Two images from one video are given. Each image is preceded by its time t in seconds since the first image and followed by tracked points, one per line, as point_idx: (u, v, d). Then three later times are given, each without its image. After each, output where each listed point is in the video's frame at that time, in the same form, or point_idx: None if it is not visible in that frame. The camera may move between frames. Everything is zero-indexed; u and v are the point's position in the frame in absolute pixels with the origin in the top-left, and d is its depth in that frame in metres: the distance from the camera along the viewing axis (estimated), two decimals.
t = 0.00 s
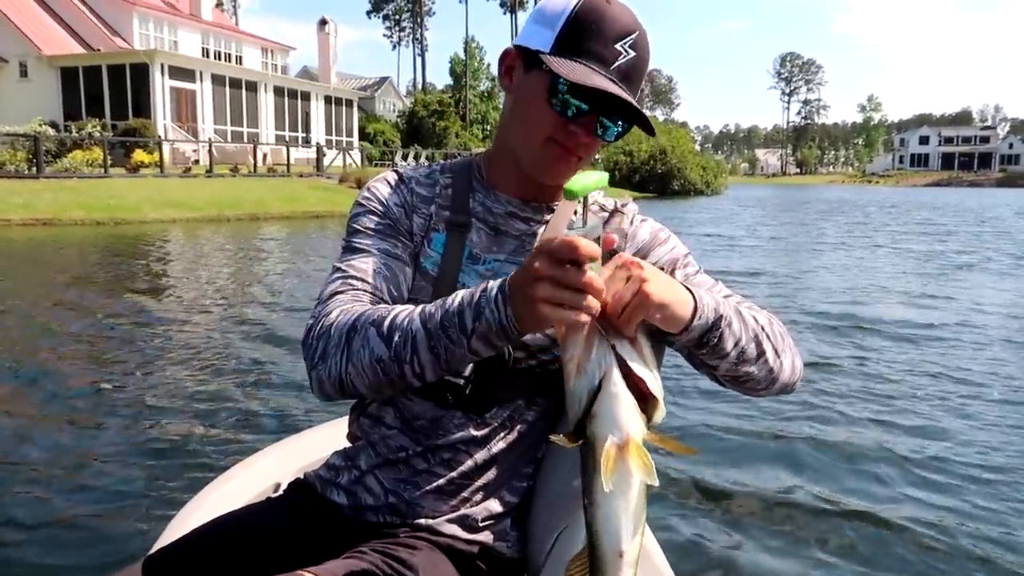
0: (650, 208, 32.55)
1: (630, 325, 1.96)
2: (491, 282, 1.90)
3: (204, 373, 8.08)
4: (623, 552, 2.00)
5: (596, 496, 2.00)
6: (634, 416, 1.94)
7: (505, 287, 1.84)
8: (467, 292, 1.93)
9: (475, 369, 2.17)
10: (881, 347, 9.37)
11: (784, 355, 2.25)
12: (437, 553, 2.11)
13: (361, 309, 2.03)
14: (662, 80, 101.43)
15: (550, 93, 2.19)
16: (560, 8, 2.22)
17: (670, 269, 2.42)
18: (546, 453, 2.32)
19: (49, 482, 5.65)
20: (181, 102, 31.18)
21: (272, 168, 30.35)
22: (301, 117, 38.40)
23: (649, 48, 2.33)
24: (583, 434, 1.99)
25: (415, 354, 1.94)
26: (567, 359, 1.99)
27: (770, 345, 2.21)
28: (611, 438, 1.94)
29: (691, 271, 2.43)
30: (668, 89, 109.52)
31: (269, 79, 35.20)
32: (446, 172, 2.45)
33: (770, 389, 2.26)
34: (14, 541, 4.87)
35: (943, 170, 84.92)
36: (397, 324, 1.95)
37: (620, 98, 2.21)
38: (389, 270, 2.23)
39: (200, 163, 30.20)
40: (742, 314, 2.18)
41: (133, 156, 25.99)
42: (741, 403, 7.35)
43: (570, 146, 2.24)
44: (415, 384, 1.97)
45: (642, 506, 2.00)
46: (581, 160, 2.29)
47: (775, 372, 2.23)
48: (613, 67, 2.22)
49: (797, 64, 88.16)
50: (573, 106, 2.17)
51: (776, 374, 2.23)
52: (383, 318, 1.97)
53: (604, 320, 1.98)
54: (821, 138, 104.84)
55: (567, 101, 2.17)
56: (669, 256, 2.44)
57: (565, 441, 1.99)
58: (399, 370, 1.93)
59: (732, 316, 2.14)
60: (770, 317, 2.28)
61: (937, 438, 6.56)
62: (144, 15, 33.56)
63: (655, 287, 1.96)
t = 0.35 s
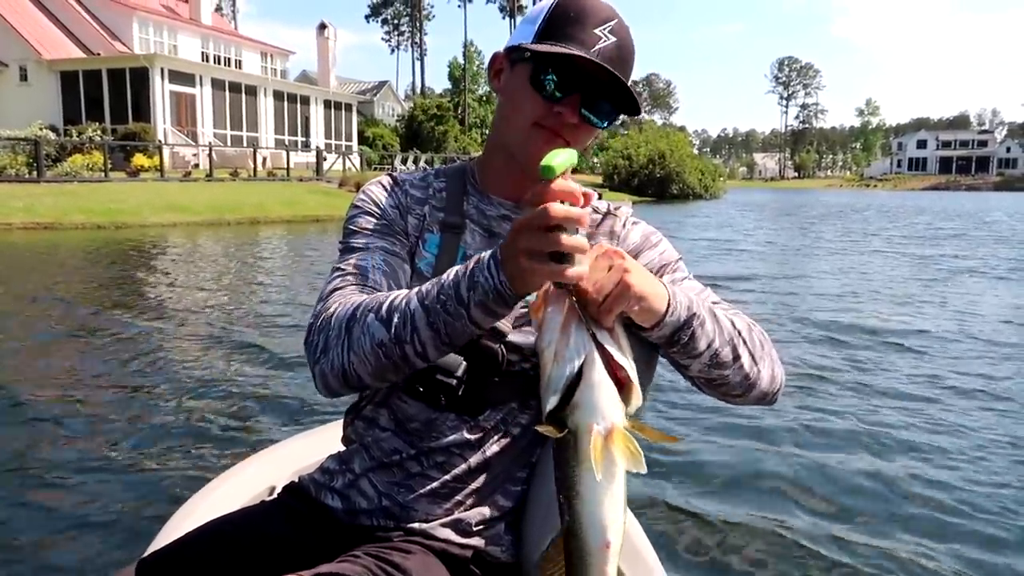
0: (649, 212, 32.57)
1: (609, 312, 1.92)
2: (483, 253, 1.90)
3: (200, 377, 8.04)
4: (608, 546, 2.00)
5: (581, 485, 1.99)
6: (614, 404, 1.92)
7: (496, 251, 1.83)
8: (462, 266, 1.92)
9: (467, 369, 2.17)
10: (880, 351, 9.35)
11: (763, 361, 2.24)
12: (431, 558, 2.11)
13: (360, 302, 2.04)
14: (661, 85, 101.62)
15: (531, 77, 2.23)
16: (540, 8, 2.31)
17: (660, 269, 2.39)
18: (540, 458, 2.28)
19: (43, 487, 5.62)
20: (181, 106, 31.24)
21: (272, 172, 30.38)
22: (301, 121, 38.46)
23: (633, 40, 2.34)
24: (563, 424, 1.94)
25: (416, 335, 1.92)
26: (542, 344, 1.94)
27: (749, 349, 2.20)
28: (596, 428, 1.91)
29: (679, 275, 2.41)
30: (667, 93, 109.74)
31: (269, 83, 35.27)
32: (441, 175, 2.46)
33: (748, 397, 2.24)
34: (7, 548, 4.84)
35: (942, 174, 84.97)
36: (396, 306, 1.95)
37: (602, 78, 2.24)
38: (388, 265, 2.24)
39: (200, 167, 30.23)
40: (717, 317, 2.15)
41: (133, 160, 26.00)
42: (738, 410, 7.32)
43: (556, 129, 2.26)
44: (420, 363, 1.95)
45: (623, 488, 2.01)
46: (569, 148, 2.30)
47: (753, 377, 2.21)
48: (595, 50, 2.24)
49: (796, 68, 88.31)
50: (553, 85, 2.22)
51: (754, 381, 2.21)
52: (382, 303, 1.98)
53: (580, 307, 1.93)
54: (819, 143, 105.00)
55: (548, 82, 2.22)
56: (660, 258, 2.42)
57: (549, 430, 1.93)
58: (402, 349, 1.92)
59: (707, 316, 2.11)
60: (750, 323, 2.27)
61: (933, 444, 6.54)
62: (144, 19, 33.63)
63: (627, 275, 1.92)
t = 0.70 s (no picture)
0: (651, 219, 32.59)
1: (601, 322, 1.91)
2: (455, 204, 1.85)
3: (202, 384, 8.05)
4: (589, 556, 2.05)
5: (566, 493, 2.01)
6: (600, 413, 1.93)
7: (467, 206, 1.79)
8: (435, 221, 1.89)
9: (465, 369, 2.14)
10: (881, 359, 9.33)
11: (748, 375, 2.22)
12: (429, 563, 2.12)
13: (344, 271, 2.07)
14: (661, 92, 101.84)
15: (528, 82, 2.25)
16: (539, 17, 2.34)
17: (653, 277, 2.39)
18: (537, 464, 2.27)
19: (44, 494, 5.62)
20: (185, 113, 31.37)
21: (276, 178, 30.47)
22: (304, 128, 38.58)
23: (633, 48, 2.35)
24: (552, 430, 1.94)
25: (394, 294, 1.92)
26: (532, 350, 1.91)
27: (734, 362, 2.19)
28: (584, 435, 1.93)
29: (673, 282, 2.40)
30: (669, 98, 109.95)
31: (273, 90, 35.42)
32: (445, 176, 2.46)
33: (733, 410, 2.22)
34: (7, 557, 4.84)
35: (944, 181, 84.94)
36: (375, 268, 1.96)
37: (598, 81, 2.25)
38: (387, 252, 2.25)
39: (204, 173, 30.31)
40: (703, 330, 2.13)
41: (138, 167, 26.09)
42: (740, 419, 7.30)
43: (552, 132, 2.28)
44: (401, 324, 1.94)
45: (606, 496, 2.05)
46: (566, 152, 2.31)
47: (737, 391, 2.19)
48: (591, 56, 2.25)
49: (797, 75, 88.44)
50: (551, 89, 2.24)
51: (738, 394, 2.20)
52: (363, 269, 1.99)
53: (572, 312, 1.91)
54: (821, 150, 105.07)
55: (545, 86, 2.24)
56: (655, 264, 2.41)
57: (537, 435, 1.93)
58: (380, 312, 1.92)
59: (690, 330, 2.09)
60: (737, 336, 2.24)
61: (935, 453, 6.52)
62: (149, 27, 33.79)
63: (614, 285, 1.92)
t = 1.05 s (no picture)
0: (655, 222, 32.59)
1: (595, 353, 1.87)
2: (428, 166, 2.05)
3: (204, 389, 8.03)
4: None
5: (568, 526, 1.96)
6: (593, 442, 1.88)
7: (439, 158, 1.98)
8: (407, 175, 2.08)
9: (458, 368, 2.12)
10: (885, 364, 9.27)
11: (728, 396, 2.21)
12: (426, 565, 2.13)
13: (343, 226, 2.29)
14: (665, 94, 101.85)
15: (521, 88, 2.26)
16: (530, 21, 2.35)
17: (644, 283, 2.37)
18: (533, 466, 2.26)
19: (46, 500, 5.60)
20: (191, 117, 31.49)
21: (281, 182, 30.55)
22: (309, 132, 38.69)
23: (623, 50, 2.37)
24: (549, 460, 1.88)
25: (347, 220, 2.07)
26: (523, 377, 1.83)
27: (715, 383, 2.18)
28: (581, 465, 1.88)
29: (664, 289, 2.39)
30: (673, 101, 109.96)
31: (278, 94, 35.53)
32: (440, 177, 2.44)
33: (713, 428, 2.22)
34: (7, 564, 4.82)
35: (948, 183, 84.70)
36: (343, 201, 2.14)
37: (588, 86, 2.26)
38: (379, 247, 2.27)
39: (210, 177, 30.41)
40: (681, 355, 2.10)
41: (144, 171, 26.20)
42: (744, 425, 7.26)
43: (543, 138, 2.28)
44: (341, 253, 2.07)
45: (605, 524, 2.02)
46: (558, 157, 2.32)
47: (716, 413, 2.19)
48: (582, 61, 2.27)
49: (800, 79, 88.33)
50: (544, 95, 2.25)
51: (716, 416, 2.20)
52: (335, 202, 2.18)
53: (567, 338, 1.86)
54: (825, 153, 104.83)
55: (538, 92, 2.25)
56: (649, 267, 2.40)
57: (533, 463, 1.88)
58: (326, 229, 2.08)
59: (669, 358, 2.06)
60: (719, 356, 2.23)
61: (939, 463, 6.47)
62: (155, 31, 33.91)
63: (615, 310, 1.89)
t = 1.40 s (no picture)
0: (660, 225, 32.56)
1: (578, 384, 1.77)
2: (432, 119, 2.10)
3: (208, 390, 8.03)
4: None
5: (554, 555, 1.85)
6: (574, 470, 1.79)
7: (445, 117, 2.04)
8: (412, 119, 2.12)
9: (456, 365, 2.14)
10: (890, 368, 9.23)
11: (708, 412, 2.13)
12: (423, 566, 2.12)
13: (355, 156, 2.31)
14: (669, 98, 101.90)
15: (511, 91, 2.29)
16: (523, 22, 2.36)
17: (634, 286, 2.36)
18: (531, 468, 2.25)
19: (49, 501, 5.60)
20: (197, 120, 31.60)
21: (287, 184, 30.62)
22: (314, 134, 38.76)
23: (614, 46, 2.37)
24: (531, 487, 1.77)
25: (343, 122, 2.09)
26: (501, 410, 1.72)
27: (695, 403, 2.09)
28: (567, 493, 1.79)
29: (656, 292, 2.37)
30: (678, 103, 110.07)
31: (284, 97, 35.64)
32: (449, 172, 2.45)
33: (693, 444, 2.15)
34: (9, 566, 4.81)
35: (953, 186, 84.49)
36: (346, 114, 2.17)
37: (578, 88, 2.27)
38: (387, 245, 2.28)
39: (216, 179, 30.51)
40: (657, 373, 2.00)
41: (151, 173, 26.29)
42: (748, 429, 7.22)
43: (535, 140, 2.31)
44: (319, 153, 2.06)
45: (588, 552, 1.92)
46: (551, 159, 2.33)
47: (693, 431, 2.11)
48: (571, 62, 2.27)
49: (805, 82, 88.26)
50: (538, 97, 2.27)
51: (694, 433, 2.11)
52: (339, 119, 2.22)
53: (551, 367, 1.74)
54: (830, 156, 104.66)
55: (530, 93, 2.27)
56: (645, 268, 2.39)
57: (517, 494, 1.77)
58: (317, 121, 2.08)
59: (643, 381, 1.95)
60: (700, 371, 2.13)
61: (944, 468, 6.42)
62: (161, 34, 34.03)
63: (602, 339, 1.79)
